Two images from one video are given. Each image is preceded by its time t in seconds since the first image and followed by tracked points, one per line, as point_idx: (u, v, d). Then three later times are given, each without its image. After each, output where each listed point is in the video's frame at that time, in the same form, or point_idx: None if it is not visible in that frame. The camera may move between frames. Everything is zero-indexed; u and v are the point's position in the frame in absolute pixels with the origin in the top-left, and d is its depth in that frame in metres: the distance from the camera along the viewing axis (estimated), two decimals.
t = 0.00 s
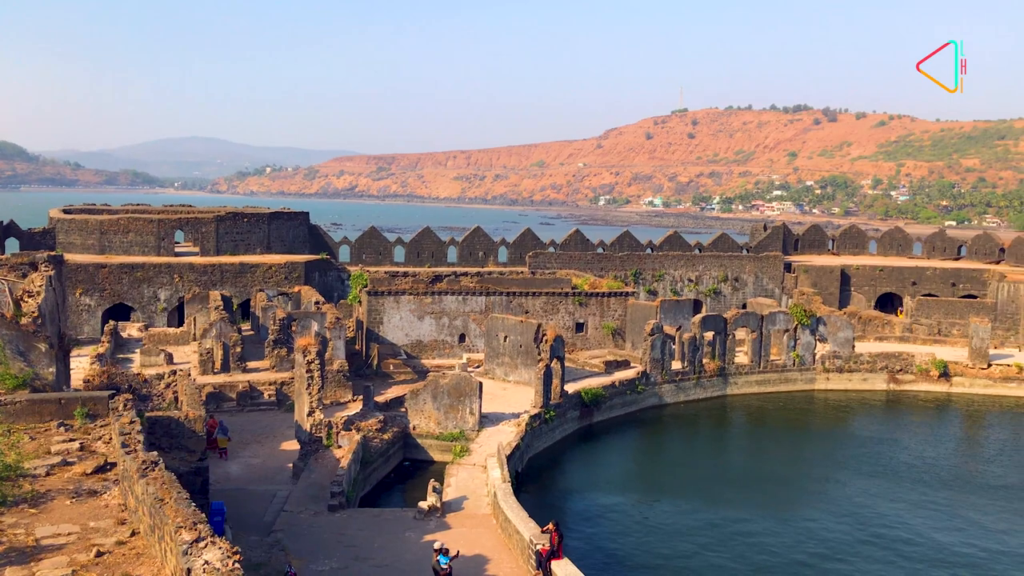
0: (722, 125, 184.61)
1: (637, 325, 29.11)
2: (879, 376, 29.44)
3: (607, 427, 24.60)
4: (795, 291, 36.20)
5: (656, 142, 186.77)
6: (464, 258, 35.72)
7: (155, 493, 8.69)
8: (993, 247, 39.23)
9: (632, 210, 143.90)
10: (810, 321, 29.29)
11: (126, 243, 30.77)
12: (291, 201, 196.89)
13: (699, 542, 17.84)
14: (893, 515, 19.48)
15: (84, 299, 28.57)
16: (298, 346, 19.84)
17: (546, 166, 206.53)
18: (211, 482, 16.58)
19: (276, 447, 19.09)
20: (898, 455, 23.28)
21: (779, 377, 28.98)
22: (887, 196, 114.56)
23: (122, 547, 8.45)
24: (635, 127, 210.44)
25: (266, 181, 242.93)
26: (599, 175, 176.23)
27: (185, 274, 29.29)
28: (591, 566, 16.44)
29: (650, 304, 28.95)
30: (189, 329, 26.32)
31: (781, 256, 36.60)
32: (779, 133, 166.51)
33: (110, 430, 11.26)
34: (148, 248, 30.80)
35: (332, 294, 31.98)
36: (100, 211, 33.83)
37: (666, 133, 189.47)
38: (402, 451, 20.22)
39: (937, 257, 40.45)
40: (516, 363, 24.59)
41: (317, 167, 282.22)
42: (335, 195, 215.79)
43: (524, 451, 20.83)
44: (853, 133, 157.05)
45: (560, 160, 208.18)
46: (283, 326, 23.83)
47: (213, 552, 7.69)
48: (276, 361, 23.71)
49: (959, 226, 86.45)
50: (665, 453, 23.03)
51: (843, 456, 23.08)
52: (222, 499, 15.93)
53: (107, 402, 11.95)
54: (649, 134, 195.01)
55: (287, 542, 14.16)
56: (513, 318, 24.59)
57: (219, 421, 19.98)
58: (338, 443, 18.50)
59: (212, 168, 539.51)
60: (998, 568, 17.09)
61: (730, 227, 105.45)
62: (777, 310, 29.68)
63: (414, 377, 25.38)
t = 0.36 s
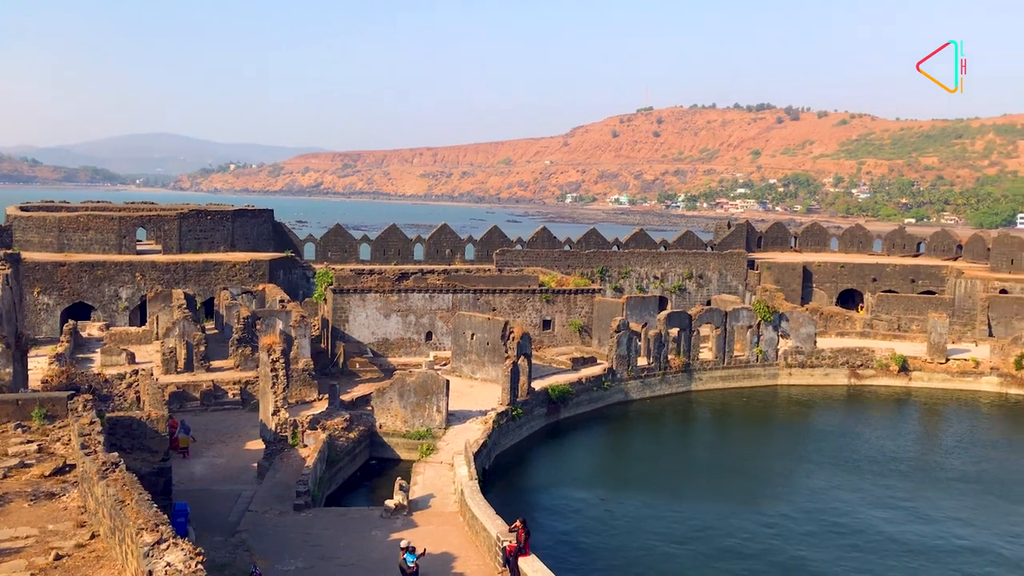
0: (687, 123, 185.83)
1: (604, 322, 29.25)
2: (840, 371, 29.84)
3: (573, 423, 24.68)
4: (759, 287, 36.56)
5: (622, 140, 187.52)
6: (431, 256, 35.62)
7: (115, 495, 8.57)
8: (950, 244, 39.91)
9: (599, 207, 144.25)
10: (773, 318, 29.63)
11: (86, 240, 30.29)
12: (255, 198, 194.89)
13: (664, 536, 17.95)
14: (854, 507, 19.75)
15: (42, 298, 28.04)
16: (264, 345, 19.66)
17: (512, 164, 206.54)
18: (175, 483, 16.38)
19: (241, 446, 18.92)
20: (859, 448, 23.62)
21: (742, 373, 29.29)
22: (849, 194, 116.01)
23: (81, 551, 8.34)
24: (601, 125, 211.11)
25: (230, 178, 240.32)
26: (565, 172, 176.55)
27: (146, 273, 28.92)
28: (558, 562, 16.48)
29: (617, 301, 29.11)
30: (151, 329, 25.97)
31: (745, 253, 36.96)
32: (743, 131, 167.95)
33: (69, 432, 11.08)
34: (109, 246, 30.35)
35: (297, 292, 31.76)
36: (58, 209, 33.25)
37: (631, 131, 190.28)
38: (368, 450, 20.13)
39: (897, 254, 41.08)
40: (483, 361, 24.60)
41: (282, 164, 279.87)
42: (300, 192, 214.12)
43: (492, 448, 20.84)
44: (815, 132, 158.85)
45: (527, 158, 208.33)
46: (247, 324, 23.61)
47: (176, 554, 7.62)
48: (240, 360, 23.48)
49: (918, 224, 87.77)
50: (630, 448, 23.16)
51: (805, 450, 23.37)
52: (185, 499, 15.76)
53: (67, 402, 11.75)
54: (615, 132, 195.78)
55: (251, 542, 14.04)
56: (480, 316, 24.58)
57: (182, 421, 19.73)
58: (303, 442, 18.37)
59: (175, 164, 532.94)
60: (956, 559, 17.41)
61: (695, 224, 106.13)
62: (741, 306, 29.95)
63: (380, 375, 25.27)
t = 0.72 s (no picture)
0: (651, 120, 186.81)
1: (569, 317, 29.33)
2: (801, 365, 30.19)
3: (539, 418, 24.72)
4: (721, 282, 36.88)
5: (586, 136, 188.05)
6: (395, 252, 35.47)
7: (73, 496, 8.42)
8: (908, 240, 40.52)
9: (564, 204, 144.52)
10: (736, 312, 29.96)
11: (42, 237, 29.73)
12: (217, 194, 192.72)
13: (630, 530, 18.05)
14: (816, 498, 20.01)
15: None
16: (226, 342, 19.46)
17: (477, 160, 206.29)
18: (135, 483, 16.16)
19: (203, 445, 18.71)
20: (820, 440, 23.95)
21: (706, 367, 29.53)
22: (810, 190, 117.39)
23: (38, 553, 8.20)
24: (565, 120, 211.53)
25: (191, 173, 237.33)
26: (530, 168, 176.64)
27: (105, 270, 28.47)
28: (524, 557, 16.51)
29: (582, 296, 29.22)
30: (110, 327, 25.58)
31: (708, 248, 37.28)
32: (706, 128, 169.22)
33: (25, 432, 10.88)
34: (66, 243, 29.82)
35: (259, 289, 31.45)
36: (13, 206, 32.60)
37: (596, 127, 190.90)
38: (333, 448, 19.99)
39: (856, 249, 41.64)
40: (448, 357, 24.55)
41: (245, 160, 276.93)
42: (263, 187, 212.01)
43: (457, 445, 20.78)
44: (777, 128, 160.49)
45: (491, 154, 208.20)
46: (209, 322, 23.35)
47: (135, 555, 7.50)
48: (202, 358, 23.22)
49: (877, 219, 88.98)
50: (595, 443, 23.23)
51: (767, 442, 23.62)
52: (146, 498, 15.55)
53: (23, 403, 11.54)
54: (579, 128, 196.28)
55: (214, 542, 13.88)
56: (445, 312, 24.54)
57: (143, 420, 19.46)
58: (267, 440, 18.22)
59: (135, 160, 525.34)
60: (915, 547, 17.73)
61: (659, 220, 106.66)
62: (704, 301, 30.17)
63: (344, 372, 25.13)
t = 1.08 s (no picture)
0: (601, 115, 187.74)
1: (521, 312, 29.36)
2: (748, 356, 30.59)
3: (491, 413, 24.72)
4: (671, 276, 37.24)
5: (537, 131, 188.32)
6: (345, 246, 35.15)
7: (12, 498, 8.21)
8: (851, 234, 41.29)
9: (515, 198, 144.57)
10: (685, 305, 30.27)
11: None
12: (163, 187, 189.22)
13: (584, 522, 18.14)
14: (766, 487, 20.32)
15: None
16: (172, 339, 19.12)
17: (429, 153, 205.40)
18: (78, 484, 15.81)
19: (148, 444, 18.36)
20: (768, 430, 24.34)
21: (656, 360, 29.78)
22: (757, 184, 119.01)
23: None
24: (516, 115, 211.60)
25: (136, 167, 232.72)
26: (482, 163, 176.40)
27: (45, 266, 27.75)
28: (478, 551, 16.51)
29: (534, 291, 29.26)
30: (51, 324, 24.96)
31: (657, 243, 37.62)
32: (656, 124, 170.55)
33: None
34: (4, 239, 29.00)
35: (206, 285, 30.94)
36: None
37: (547, 122, 191.32)
38: (283, 445, 19.77)
39: (802, 243, 42.29)
40: (400, 353, 24.43)
41: (191, 153, 272.35)
42: (211, 181, 208.60)
43: (409, 440, 20.72)
44: (725, 124, 162.42)
45: (442, 148, 207.43)
46: (154, 318, 22.91)
47: (77, 557, 7.32)
48: (148, 355, 22.78)
49: (822, 214, 90.61)
50: (549, 436, 23.33)
51: (718, 433, 23.94)
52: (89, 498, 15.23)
53: None
54: (530, 122, 196.50)
55: (160, 542, 13.65)
56: (396, 307, 24.38)
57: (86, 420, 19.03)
58: (215, 438, 17.95)
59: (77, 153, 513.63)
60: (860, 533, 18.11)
61: (610, 214, 107.19)
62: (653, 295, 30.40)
63: (294, 368, 24.86)
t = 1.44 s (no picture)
0: (562, 111, 188.22)
1: (483, 307, 29.41)
2: (708, 349, 30.91)
3: (453, 408, 24.71)
4: (631, 270, 37.56)
5: (498, 126, 188.24)
6: (305, 242, 34.85)
7: None
8: (808, 228, 41.86)
9: (477, 193, 144.49)
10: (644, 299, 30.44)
11: None
12: (119, 182, 186.16)
13: (546, 514, 18.22)
14: (725, 478, 20.57)
15: None
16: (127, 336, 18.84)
17: (389, 148, 204.36)
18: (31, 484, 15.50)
19: (104, 444, 18.07)
20: (728, 420, 24.71)
21: (618, 354, 29.91)
22: (716, 179, 120.24)
23: None
24: (477, 110, 211.31)
25: (90, 161, 228.68)
26: (442, 157, 175.94)
27: None
28: (441, 545, 16.50)
29: (496, 287, 29.34)
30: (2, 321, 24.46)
31: (618, 237, 37.95)
32: (616, 119, 171.38)
33: None
34: None
35: (163, 281, 30.54)
36: None
37: (508, 117, 191.33)
38: (243, 442, 19.57)
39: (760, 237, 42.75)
40: (361, 349, 24.33)
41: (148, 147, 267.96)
42: (168, 175, 205.68)
43: (371, 435, 20.67)
44: (684, 120, 163.72)
45: (403, 142, 206.55)
46: (109, 315, 22.51)
47: (30, 558, 7.23)
48: (102, 353, 22.40)
49: (779, 208, 91.86)
50: (511, 430, 23.39)
51: (677, 425, 24.17)
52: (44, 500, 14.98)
53: None
54: (491, 117, 196.45)
55: (117, 543, 13.45)
56: (357, 303, 24.26)
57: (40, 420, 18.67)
58: (172, 436, 17.76)
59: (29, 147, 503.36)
60: (816, 522, 18.40)
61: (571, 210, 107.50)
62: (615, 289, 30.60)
63: (253, 365, 24.60)
